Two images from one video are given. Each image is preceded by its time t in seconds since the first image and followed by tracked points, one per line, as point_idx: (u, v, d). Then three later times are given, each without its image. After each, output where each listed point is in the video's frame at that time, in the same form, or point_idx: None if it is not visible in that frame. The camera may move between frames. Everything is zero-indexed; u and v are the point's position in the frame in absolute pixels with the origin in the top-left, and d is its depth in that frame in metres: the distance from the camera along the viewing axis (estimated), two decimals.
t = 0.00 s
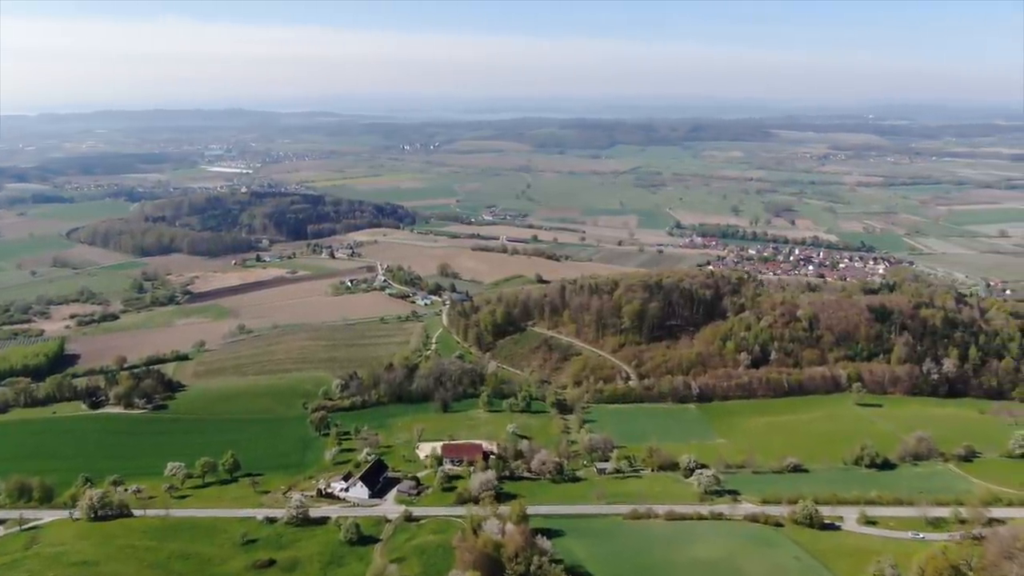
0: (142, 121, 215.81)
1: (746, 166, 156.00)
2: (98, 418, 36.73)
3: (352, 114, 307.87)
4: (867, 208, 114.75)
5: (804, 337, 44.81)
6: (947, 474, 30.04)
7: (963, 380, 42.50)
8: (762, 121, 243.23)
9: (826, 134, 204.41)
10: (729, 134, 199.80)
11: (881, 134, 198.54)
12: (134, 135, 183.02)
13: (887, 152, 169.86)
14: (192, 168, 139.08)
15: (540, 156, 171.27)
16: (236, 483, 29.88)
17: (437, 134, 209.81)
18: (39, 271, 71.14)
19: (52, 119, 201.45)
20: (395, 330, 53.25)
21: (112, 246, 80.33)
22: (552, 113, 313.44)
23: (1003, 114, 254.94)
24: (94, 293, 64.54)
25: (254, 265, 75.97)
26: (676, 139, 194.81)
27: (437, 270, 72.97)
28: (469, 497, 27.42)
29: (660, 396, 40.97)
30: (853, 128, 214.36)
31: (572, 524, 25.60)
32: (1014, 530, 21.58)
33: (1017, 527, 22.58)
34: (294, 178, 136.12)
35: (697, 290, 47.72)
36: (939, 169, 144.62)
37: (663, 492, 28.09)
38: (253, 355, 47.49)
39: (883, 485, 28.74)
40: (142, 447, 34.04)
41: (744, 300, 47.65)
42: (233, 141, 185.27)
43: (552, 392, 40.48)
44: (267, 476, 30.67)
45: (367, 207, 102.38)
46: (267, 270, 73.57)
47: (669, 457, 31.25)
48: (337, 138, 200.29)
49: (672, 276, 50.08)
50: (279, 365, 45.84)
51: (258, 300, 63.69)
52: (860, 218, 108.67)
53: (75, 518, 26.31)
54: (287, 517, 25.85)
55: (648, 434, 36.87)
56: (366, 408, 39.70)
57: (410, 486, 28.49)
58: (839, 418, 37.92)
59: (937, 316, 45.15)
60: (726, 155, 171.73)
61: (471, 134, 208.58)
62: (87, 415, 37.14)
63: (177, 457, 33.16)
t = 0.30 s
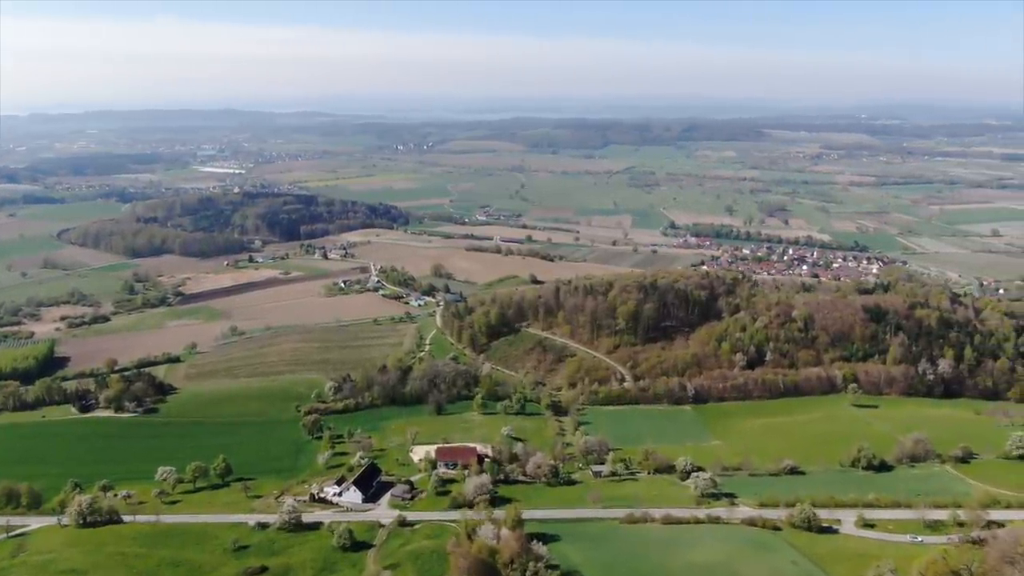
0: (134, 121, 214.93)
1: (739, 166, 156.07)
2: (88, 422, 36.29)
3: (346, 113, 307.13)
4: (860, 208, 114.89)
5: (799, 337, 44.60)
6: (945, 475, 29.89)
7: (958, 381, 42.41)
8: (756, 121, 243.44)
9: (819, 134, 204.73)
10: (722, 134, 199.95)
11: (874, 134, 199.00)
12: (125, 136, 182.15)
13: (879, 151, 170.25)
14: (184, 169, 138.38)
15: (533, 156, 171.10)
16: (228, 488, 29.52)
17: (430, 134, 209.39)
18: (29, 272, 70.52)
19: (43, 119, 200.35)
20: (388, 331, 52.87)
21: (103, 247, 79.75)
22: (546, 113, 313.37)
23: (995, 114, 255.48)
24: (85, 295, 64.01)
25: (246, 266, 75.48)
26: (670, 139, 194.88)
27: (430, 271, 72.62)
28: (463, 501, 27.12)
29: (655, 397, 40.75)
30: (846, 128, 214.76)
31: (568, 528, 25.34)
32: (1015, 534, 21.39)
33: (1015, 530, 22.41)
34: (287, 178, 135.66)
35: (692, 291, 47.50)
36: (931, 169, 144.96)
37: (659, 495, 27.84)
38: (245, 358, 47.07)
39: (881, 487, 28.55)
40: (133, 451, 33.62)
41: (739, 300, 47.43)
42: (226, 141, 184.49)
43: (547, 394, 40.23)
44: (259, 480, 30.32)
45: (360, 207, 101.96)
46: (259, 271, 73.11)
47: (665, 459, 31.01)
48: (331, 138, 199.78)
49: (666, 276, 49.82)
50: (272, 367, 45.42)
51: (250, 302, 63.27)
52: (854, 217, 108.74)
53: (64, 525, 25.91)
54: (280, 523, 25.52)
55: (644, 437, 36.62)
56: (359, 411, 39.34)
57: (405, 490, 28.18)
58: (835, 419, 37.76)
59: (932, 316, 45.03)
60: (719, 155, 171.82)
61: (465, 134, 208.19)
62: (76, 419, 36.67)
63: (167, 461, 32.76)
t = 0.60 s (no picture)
0: (124, 121, 213.72)
1: (731, 166, 156.19)
2: (76, 426, 35.84)
3: (337, 113, 306.17)
4: (852, 207, 115.04)
5: (793, 338, 44.43)
6: (942, 477, 29.72)
7: (953, 381, 42.33)
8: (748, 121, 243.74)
9: (810, 133, 205.15)
10: (714, 134, 200.14)
11: (865, 133, 199.46)
12: (115, 136, 181.03)
13: (871, 151, 170.68)
14: (175, 169, 137.59)
15: (526, 156, 170.84)
16: (218, 494, 29.13)
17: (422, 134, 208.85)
18: (17, 274, 69.83)
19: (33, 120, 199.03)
20: (381, 333, 52.47)
21: (92, 248, 79.04)
22: (538, 113, 313.10)
23: (985, 114, 256.05)
24: (74, 297, 63.40)
25: (237, 267, 74.95)
26: (662, 138, 194.91)
27: (423, 271, 72.25)
28: (456, 506, 26.80)
29: (650, 399, 40.51)
30: (837, 127, 215.24)
31: (563, 534, 25.06)
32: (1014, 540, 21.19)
33: (1013, 534, 22.23)
34: (279, 178, 135.02)
35: (685, 291, 47.28)
36: (922, 168, 145.28)
37: (655, 499, 27.60)
38: (236, 360, 46.60)
39: (877, 489, 28.39)
40: (121, 456, 33.18)
41: (733, 301, 47.22)
42: (217, 142, 183.51)
43: (540, 396, 39.96)
44: (249, 485, 29.94)
45: (352, 208, 101.47)
46: (250, 272, 72.61)
47: (660, 462, 30.76)
48: (322, 138, 199.06)
49: (660, 277, 49.54)
50: (262, 370, 45.00)
51: (241, 303, 62.78)
52: (846, 217, 108.84)
53: (50, 532, 25.49)
54: (270, 529, 25.16)
55: (639, 439, 36.36)
56: (351, 414, 38.98)
57: (398, 494, 27.85)
58: (830, 420, 37.60)
59: (926, 316, 44.93)
60: (712, 154, 171.91)
61: (457, 134, 207.70)
62: (63, 423, 36.16)
63: (156, 466, 32.30)
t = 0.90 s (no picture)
0: (115, 121, 212.56)
1: (724, 165, 156.28)
2: (65, 431, 35.38)
3: (330, 113, 305.34)
4: (844, 207, 115.16)
5: (788, 338, 44.26)
6: (938, 478, 29.59)
7: (948, 381, 42.26)
8: (740, 120, 244.06)
9: (802, 133, 205.53)
10: (706, 134, 200.18)
11: (857, 133, 199.91)
12: (106, 136, 179.94)
13: (862, 150, 171.11)
14: (166, 170, 136.82)
15: (518, 156, 170.57)
16: (208, 498, 28.76)
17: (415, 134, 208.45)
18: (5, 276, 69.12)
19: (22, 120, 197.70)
20: (373, 334, 52.09)
21: (82, 249, 78.35)
22: (531, 113, 312.77)
23: (976, 113, 256.85)
24: (63, 299, 62.83)
25: (229, 268, 74.47)
26: (654, 138, 194.91)
27: (416, 272, 71.88)
28: (450, 510, 26.49)
29: (645, 400, 40.28)
30: (829, 127, 215.62)
31: (558, 538, 24.80)
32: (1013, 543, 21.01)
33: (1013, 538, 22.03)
34: (271, 179, 134.39)
35: (679, 292, 47.08)
36: (914, 168, 145.55)
37: (651, 502, 27.35)
38: (227, 363, 46.18)
39: (873, 491, 28.22)
40: (111, 460, 32.76)
41: (727, 301, 47.03)
42: (208, 142, 182.52)
43: (534, 398, 39.70)
44: (240, 490, 29.57)
45: (344, 208, 101.05)
46: (242, 273, 72.15)
47: (655, 464, 30.52)
48: (314, 138, 198.39)
49: (653, 277, 49.29)
50: (254, 372, 44.60)
51: (232, 305, 62.33)
52: (838, 216, 108.91)
53: (37, 539, 25.06)
54: (261, 536, 24.81)
55: (634, 441, 36.13)
56: (343, 417, 38.63)
57: (390, 499, 27.54)
58: (825, 422, 37.43)
59: (920, 316, 44.82)
60: (704, 154, 172.04)
61: (449, 134, 207.32)
62: (52, 428, 35.72)
63: (146, 471, 31.89)
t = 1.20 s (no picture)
0: (103, 121, 210.98)
1: (714, 165, 156.42)
2: (50, 436, 34.86)
3: (319, 113, 303.93)
4: (834, 206, 115.36)
5: (780, 339, 44.11)
6: (932, 480, 29.44)
7: (940, 381, 42.20)
8: (730, 120, 244.35)
9: (792, 132, 206.01)
10: (696, 134, 200.36)
11: (846, 132, 200.51)
12: (93, 137, 178.59)
13: (851, 150, 171.53)
14: (154, 170, 135.81)
15: (509, 156, 170.17)
16: (196, 505, 28.32)
17: (405, 134, 207.70)
18: None
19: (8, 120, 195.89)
20: (364, 336, 51.66)
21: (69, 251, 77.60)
22: (522, 113, 312.35)
23: (964, 113, 258.16)
24: (50, 301, 62.15)
25: (217, 269, 73.87)
26: (645, 138, 195.01)
27: (406, 273, 71.48)
28: (441, 516, 26.17)
29: (637, 402, 40.07)
30: (818, 126, 216.19)
31: (551, 543, 24.52)
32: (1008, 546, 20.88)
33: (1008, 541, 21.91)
34: (260, 179, 133.60)
35: (671, 293, 46.84)
36: (903, 167, 145.99)
37: (644, 506, 27.09)
38: (215, 366, 45.65)
39: (868, 494, 28.06)
40: (97, 466, 32.27)
41: (719, 301, 46.83)
42: (197, 142, 181.32)
43: (526, 400, 39.41)
44: (228, 496, 29.14)
45: (334, 209, 100.57)
46: (231, 274, 71.57)
47: (648, 467, 30.28)
48: (304, 138, 197.47)
49: (645, 278, 49.04)
50: (243, 375, 44.12)
51: (221, 307, 61.80)
52: (828, 216, 109.08)
53: (20, 549, 24.60)
54: (249, 543, 24.45)
55: (626, 443, 35.88)
56: (334, 420, 38.24)
57: (381, 504, 27.18)
58: (818, 423, 37.28)
59: (912, 316, 44.74)
60: (694, 153, 172.10)
61: (439, 134, 206.68)
62: (36, 433, 35.15)
63: (132, 477, 31.41)
